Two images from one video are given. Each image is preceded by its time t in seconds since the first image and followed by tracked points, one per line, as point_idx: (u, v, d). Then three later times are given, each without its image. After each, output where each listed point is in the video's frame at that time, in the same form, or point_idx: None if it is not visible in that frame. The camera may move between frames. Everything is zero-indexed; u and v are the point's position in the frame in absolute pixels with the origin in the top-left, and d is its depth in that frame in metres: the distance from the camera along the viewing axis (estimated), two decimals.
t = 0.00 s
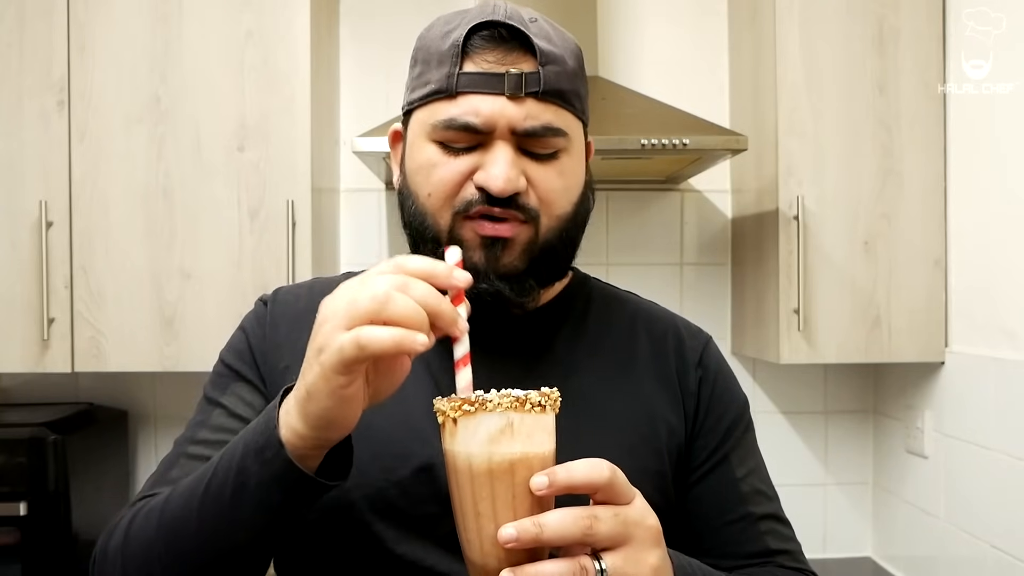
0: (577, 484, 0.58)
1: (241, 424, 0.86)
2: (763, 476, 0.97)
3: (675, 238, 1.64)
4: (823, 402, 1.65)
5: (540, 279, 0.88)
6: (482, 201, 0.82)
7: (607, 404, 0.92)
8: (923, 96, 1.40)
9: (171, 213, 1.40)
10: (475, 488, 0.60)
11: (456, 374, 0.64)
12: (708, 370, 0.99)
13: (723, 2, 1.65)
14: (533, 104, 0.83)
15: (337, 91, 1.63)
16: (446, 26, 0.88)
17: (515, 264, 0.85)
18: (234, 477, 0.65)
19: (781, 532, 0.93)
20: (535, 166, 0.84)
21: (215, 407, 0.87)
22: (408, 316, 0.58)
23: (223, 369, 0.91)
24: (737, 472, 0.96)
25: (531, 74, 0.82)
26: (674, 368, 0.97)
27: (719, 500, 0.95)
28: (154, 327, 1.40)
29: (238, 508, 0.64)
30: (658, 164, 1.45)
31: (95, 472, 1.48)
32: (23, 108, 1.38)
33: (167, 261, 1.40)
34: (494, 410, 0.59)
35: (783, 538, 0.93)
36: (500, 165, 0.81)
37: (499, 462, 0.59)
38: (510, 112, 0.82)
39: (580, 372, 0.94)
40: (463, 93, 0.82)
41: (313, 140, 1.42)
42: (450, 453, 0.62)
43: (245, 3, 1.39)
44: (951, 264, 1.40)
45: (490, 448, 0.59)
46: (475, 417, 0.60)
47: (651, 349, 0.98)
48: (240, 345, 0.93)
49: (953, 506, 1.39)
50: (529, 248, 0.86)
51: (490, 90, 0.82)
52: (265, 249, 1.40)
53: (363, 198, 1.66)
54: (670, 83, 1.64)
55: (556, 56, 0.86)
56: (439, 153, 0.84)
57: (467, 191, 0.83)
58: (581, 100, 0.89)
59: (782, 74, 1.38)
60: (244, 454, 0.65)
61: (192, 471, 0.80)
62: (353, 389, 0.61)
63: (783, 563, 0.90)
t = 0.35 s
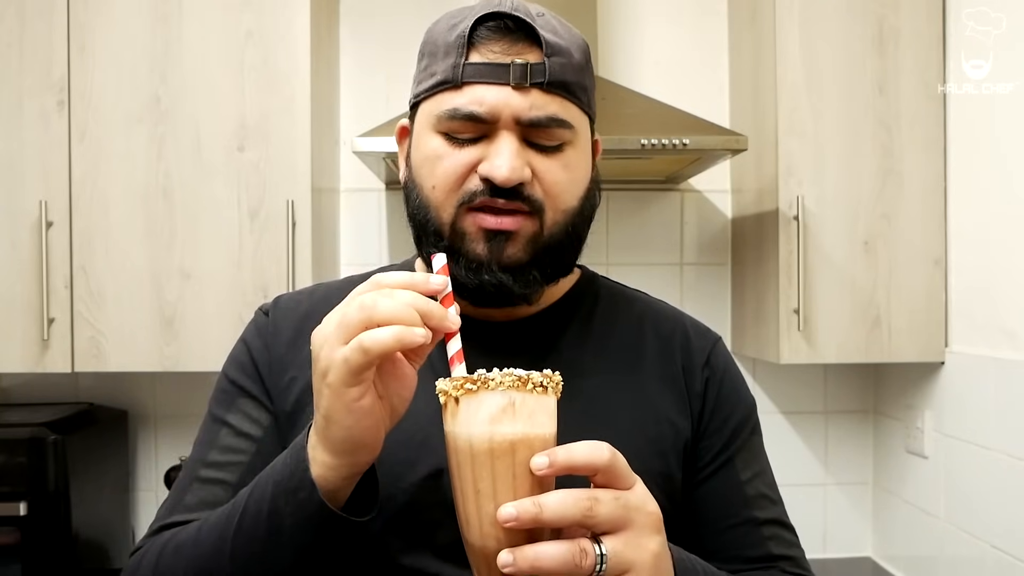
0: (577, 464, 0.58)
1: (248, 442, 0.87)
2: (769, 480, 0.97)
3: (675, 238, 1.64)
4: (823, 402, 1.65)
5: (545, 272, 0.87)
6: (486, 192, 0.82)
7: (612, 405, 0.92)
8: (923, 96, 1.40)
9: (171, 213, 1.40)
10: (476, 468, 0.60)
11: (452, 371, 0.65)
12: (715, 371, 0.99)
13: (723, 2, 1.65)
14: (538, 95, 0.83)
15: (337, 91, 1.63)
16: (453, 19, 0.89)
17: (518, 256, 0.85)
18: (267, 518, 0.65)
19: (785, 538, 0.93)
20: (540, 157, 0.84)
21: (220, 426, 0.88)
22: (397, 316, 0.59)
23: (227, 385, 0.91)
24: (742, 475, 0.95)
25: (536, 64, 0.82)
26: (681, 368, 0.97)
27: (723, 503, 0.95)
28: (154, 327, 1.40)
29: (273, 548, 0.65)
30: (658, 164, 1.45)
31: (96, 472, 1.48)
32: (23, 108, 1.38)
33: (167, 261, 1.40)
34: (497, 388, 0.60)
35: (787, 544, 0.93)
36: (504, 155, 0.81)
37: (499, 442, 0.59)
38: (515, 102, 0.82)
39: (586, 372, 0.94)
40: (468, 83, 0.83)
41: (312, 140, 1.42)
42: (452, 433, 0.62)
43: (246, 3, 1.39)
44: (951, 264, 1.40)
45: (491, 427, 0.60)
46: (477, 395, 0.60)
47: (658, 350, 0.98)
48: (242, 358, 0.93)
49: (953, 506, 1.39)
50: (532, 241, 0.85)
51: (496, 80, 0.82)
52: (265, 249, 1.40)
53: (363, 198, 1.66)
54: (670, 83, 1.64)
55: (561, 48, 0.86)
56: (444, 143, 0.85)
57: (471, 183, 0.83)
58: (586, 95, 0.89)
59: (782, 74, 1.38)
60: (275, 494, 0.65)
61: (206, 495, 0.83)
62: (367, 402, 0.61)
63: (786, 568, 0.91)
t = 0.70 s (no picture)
0: (539, 430, 0.64)
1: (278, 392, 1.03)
2: (733, 444, 1.05)
3: (634, 231, 1.91)
4: (760, 372, 1.97)
5: (545, 247, 1.01)
6: (502, 169, 0.96)
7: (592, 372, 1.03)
8: (846, 110, 1.64)
9: (202, 210, 1.63)
10: (455, 421, 0.69)
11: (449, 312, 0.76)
12: (685, 344, 1.10)
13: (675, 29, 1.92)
14: (553, 95, 1.00)
15: (343, 103, 1.87)
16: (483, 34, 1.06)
17: (523, 230, 0.98)
18: (275, 433, 0.75)
19: (746, 496, 1.01)
20: (548, 147, 1.00)
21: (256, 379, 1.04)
22: (407, 256, 0.70)
23: (262, 346, 1.09)
24: (709, 439, 1.04)
25: (553, 70, 0.99)
26: (654, 341, 1.08)
27: (691, 464, 1.03)
28: (187, 307, 1.63)
29: (280, 459, 0.75)
30: (619, 168, 1.69)
31: (136, 432, 1.73)
32: (74, 119, 1.61)
33: (198, 251, 1.63)
34: (466, 358, 0.67)
35: (749, 502, 1.01)
36: (520, 140, 0.96)
37: (471, 403, 0.67)
38: (534, 98, 0.98)
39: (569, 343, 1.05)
40: (496, 80, 0.99)
41: (322, 147, 1.65)
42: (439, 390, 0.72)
43: (266, 30, 1.62)
44: (870, 253, 1.65)
45: (464, 390, 0.68)
46: (451, 363, 0.69)
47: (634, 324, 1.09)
48: (275, 324, 1.11)
49: (873, 461, 1.62)
50: (536, 217, 0.99)
51: (519, 79, 0.98)
52: (282, 240, 1.63)
53: (366, 197, 1.90)
54: (629, 99, 1.91)
55: (573, 62, 1.04)
56: (470, 128, 1.00)
57: (490, 161, 0.97)
58: (589, 103, 1.07)
59: (725, 91, 1.61)
60: (282, 411, 0.75)
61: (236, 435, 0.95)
62: (371, 332, 0.71)
63: (746, 523, 0.99)
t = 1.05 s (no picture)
0: (547, 410, 0.64)
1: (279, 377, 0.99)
2: (722, 454, 1.06)
3: (634, 231, 1.91)
4: (760, 371, 1.97)
5: (569, 263, 1.03)
6: (526, 190, 0.95)
7: (592, 374, 1.03)
8: (846, 110, 1.64)
9: (202, 209, 1.63)
10: (461, 403, 0.69)
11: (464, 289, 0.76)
12: (680, 354, 1.11)
13: (677, 29, 1.92)
14: (568, 111, 0.98)
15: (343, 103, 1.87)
16: (488, 44, 1.00)
17: (550, 249, 0.99)
18: (273, 390, 0.74)
19: (733, 504, 1.02)
20: (568, 163, 0.99)
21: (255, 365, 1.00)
22: (432, 221, 0.71)
23: (261, 335, 1.06)
24: (699, 445, 1.04)
25: (568, 85, 0.97)
26: (653, 349, 1.09)
27: (681, 468, 1.03)
28: (187, 307, 1.63)
29: (278, 415, 0.74)
30: (619, 167, 1.69)
31: (136, 432, 1.73)
32: (74, 119, 1.61)
33: (198, 250, 1.63)
34: (474, 337, 0.68)
35: (735, 510, 1.01)
36: (543, 161, 0.94)
37: (478, 383, 0.68)
38: (552, 115, 0.96)
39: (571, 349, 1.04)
40: (511, 97, 0.95)
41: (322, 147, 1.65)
42: (446, 372, 0.72)
43: (266, 30, 1.62)
44: (870, 253, 1.65)
45: (471, 370, 0.68)
46: (459, 343, 0.69)
47: (634, 332, 1.10)
48: (277, 314, 1.08)
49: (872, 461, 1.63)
50: (561, 236, 1.00)
51: (535, 96, 0.95)
52: (282, 240, 1.63)
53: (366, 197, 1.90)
54: (630, 99, 1.91)
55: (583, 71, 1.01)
56: (488, 147, 0.97)
57: (513, 183, 0.96)
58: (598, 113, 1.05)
59: (726, 91, 1.61)
60: (280, 370, 0.74)
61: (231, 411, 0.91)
62: (384, 292, 0.71)
63: (732, 530, 0.99)
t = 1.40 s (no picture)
0: (524, 412, 0.64)
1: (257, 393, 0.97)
2: (711, 452, 1.04)
3: (634, 231, 1.91)
4: (760, 371, 1.97)
5: (518, 243, 1.00)
6: (460, 178, 0.96)
7: (577, 375, 1.02)
8: (846, 110, 1.64)
9: (202, 210, 1.63)
10: (439, 410, 0.69)
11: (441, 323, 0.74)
12: (667, 351, 1.09)
13: (677, 29, 1.92)
14: (496, 97, 0.98)
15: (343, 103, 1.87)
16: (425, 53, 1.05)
17: (493, 228, 0.97)
18: (244, 421, 0.75)
19: (722, 502, 1.00)
20: (504, 148, 0.98)
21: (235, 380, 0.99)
22: (405, 263, 0.69)
23: (245, 349, 1.05)
24: (686, 444, 1.02)
25: (492, 72, 0.97)
26: (640, 347, 1.07)
27: (667, 467, 1.01)
28: (187, 307, 1.63)
29: (249, 445, 0.74)
30: (619, 167, 1.69)
31: (136, 432, 1.73)
32: (74, 119, 1.61)
33: (198, 250, 1.63)
34: (450, 343, 0.68)
35: (723, 507, 1.00)
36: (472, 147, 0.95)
37: (456, 388, 0.67)
38: (477, 104, 0.97)
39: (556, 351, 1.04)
40: (438, 94, 0.98)
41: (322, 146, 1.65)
42: (422, 381, 0.71)
43: (266, 30, 1.62)
44: (870, 253, 1.65)
45: (448, 377, 0.68)
46: (435, 349, 0.69)
47: (620, 331, 1.08)
48: (261, 327, 1.07)
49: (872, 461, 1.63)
50: (506, 215, 0.98)
51: (459, 88, 0.97)
52: (282, 240, 1.63)
53: (366, 197, 1.90)
54: (630, 99, 1.91)
55: (514, 59, 1.01)
56: (425, 146, 0.99)
57: (447, 173, 0.97)
58: (541, 97, 1.04)
59: (725, 91, 1.61)
60: (253, 398, 0.75)
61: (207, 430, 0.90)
62: (355, 332, 0.71)
63: (720, 528, 0.97)
